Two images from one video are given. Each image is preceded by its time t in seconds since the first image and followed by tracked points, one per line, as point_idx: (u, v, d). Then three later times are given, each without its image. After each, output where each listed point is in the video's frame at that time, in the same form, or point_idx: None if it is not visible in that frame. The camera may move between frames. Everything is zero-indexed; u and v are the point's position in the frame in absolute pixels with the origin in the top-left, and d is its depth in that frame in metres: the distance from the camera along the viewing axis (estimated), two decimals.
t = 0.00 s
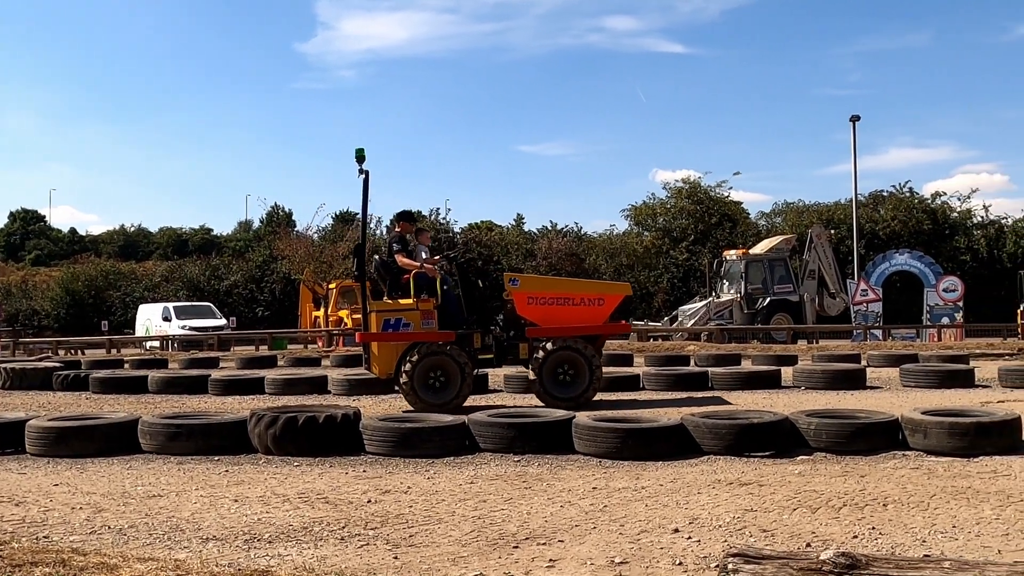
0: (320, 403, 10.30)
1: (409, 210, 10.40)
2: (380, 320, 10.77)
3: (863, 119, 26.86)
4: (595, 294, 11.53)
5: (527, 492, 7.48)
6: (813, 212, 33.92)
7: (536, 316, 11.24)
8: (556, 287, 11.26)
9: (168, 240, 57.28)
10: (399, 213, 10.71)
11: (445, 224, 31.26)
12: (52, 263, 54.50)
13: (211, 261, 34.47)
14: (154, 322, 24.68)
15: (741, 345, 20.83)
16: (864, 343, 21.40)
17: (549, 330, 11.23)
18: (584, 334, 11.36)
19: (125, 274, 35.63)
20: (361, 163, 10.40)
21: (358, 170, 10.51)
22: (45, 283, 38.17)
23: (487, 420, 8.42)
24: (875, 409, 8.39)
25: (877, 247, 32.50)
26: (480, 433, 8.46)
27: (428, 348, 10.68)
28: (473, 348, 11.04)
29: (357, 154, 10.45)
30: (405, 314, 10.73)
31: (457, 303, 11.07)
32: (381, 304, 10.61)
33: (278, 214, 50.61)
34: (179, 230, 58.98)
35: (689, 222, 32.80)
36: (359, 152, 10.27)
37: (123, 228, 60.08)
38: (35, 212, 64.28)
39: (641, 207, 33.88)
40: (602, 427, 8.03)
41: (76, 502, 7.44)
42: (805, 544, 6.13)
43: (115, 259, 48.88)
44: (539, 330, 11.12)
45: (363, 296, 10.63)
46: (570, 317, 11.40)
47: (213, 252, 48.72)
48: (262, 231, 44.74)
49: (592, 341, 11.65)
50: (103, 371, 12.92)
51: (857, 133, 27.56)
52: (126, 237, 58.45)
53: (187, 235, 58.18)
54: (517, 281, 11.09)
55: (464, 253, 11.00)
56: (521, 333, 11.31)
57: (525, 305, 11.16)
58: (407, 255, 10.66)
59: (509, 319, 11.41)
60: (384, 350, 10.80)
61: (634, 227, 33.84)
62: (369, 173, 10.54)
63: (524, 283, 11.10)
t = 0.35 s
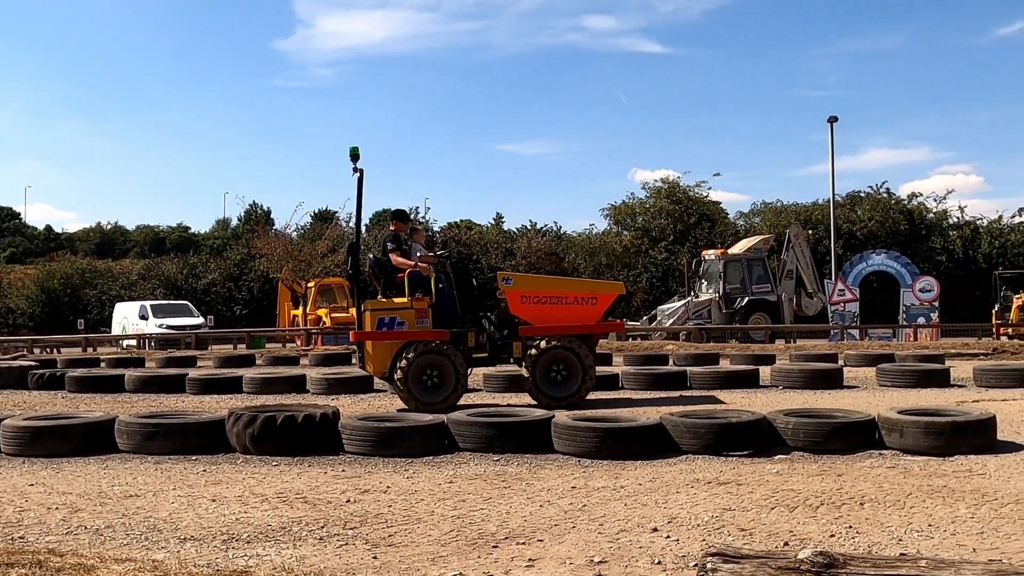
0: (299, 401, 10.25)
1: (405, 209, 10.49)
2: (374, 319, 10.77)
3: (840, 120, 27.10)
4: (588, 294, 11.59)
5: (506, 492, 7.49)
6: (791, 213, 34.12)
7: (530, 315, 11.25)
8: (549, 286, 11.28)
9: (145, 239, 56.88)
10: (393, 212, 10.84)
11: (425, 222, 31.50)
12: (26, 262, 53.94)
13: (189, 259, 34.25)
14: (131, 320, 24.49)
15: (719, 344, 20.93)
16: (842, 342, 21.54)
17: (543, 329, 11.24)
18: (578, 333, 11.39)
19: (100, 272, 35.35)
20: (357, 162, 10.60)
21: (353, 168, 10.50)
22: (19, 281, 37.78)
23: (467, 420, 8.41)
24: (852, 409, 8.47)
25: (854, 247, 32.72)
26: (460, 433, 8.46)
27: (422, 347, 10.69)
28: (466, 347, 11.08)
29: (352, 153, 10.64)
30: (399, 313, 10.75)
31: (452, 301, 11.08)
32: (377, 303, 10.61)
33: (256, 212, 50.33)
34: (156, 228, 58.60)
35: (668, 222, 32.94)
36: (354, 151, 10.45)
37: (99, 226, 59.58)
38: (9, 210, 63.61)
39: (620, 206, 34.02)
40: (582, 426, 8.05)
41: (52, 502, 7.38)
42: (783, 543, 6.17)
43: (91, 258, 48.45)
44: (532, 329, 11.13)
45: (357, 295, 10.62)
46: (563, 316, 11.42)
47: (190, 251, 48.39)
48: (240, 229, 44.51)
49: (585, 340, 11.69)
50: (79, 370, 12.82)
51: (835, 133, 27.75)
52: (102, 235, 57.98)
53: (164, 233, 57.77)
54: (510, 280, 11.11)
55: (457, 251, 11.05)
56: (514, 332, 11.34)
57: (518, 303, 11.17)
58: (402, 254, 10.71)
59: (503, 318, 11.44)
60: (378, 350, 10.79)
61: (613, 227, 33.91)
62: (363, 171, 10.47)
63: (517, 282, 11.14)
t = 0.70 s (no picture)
0: (267, 400, 10.18)
1: (392, 209, 10.53)
2: (359, 319, 10.71)
3: (810, 122, 27.33)
4: (572, 294, 11.63)
5: (476, 492, 7.49)
6: (760, 215, 34.41)
7: (514, 315, 11.28)
8: (533, 286, 11.29)
9: (112, 236, 56.31)
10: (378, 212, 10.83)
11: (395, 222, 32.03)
12: None
13: (156, 256, 33.93)
14: (97, 317, 24.21)
15: (688, 345, 21.04)
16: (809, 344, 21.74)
17: (528, 328, 11.27)
18: (563, 333, 11.45)
19: (66, 270, 34.91)
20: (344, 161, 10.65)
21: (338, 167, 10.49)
22: None
23: (436, 420, 8.40)
24: (820, 409, 8.55)
25: (823, 249, 33.13)
26: (429, 433, 8.44)
27: (408, 347, 10.66)
28: (451, 346, 11.11)
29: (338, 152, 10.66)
30: (384, 312, 10.70)
31: (437, 301, 11.04)
32: (362, 302, 10.55)
33: (225, 210, 49.96)
34: (124, 225, 58.05)
35: (638, 222, 33.25)
36: (340, 150, 10.52)
37: (64, 223, 58.88)
38: None
39: (592, 207, 34.31)
40: (551, 426, 8.07)
41: (16, 503, 7.28)
42: (751, 543, 6.22)
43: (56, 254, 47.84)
44: (517, 328, 11.17)
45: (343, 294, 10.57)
46: (548, 316, 11.47)
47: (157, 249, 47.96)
48: (209, 227, 44.16)
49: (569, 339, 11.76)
50: (44, 368, 12.65)
51: (804, 135, 28.00)
52: (68, 232, 57.30)
53: (132, 230, 57.21)
54: (495, 280, 11.10)
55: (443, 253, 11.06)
56: (499, 332, 11.36)
57: (504, 303, 11.17)
58: (387, 254, 10.68)
59: (488, 318, 11.44)
60: (363, 349, 10.74)
61: (583, 227, 34.21)
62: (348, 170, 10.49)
63: (502, 281, 11.12)
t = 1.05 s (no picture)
0: (233, 400, 10.09)
1: (374, 208, 10.48)
2: (340, 319, 10.73)
3: (776, 125, 27.54)
4: (554, 294, 11.69)
5: (442, 493, 7.48)
6: (727, 216, 34.63)
7: (496, 315, 11.33)
8: (515, 287, 11.36)
9: (75, 234, 55.57)
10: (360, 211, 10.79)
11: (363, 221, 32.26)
12: None
13: (120, 255, 33.53)
14: (60, 317, 23.88)
15: (655, 345, 21.15)
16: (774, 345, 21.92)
17: (509, 329, 11.33)
18: (544, 333, 11.51)
19: (28, 270, 34.41)
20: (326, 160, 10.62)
21: (320, 166, 10.49)
22: None
23: (403, 421, 8.38)
24: (785, 410, 8.62)
25: (788, 250, 33.52)
26: (396, 433, 8.42)
27: (389, 347, 10.66)
28: (433, 346, 11.01)
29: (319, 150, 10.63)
30: (366, 312, 10.72)
31: (418, 301, 11.01)
32: (344, 303, 10.54)
33: (190, 208, 49.48)
34: (88, 223, 57.34)
35: (606, 223, 33.45)
36: (321, 149, 10.52)
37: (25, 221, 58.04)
38: None
39: (559, 207, 34.50)
40: (518, 426, 8.08)
41: None
42: (716, 543, 6.26)
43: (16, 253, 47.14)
44: (499, 328, 11.21)
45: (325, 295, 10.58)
46: (530, 316, 11.52)
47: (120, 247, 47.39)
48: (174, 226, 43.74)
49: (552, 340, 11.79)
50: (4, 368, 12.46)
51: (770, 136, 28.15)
52: (29, 230, 56.53)
53: (95, 228, 56.53)
54: (477, 280, 11.18)
55: (425, 253, 11.05)
56: (481, 332, 11.31)
57: (486, 303, 11.24)
58: (369, 254, 10.67)
59: (470, 318, 11.41)
60: (345, 349, 10.76)
61: (551, 228, 34.36)
62: (330, 169, 10.47)
63: (484, 281, 11.20)
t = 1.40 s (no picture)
0: (191, 400, 9.97)
1: (350, 208, 10.51)
2: (316, 319, 10.73)
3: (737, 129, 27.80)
4: (530, 294, 11.60)
5: (403, 494, 7.45)
6: (688, 219, 34.84)
7: (471, 315, 11.29)
8: (490, 287, 11.30)
9: (29, 230, 54.63)
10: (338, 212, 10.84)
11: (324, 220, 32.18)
12: None
13: (77, 253, 33.03)
14: (14, 315, 23.44)
15: (617, 347, 21.23)
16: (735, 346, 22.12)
17: (484, 330, 11.31)
18: (519, 334, 11.45)
19: None
20: (303, 161, 10.76)
21: (296, 165, 10.53)
22: None
23: (363, 422, 8.34)
24: (744, 412, 8.69)
25: (749, 253, 33.84)
26: (356, 434, 8.38)
27: (365, 347, 10.64)
28: (409, 346, 11.01)
29: (297, 151, 10.79)
30: (342, 313, 10.70)
31: (395, 301, 11.03)
32: (319, 303, 10.56)
33: (149, 206, 48.87)
34: (42, 220, 56.42)
35: (568, 224, 33.54)
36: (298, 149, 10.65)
37: None
38: None
39: (522, 208, 34.49)
40: (479, 427, 8.06)
41: None
42: (675, 545, 6.30)
43: None
44: (473, 330, 11.20)
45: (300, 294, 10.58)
46: (505, 317, 11.46)
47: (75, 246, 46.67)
48: (132, 224, 43.15)
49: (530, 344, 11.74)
50: None
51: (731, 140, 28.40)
52: None
53: (51, 224, 55.67)
54: (452, 280, 11.13)
55: (403, 253, 10.92)
56: (456, 332, 11.31)
57: (460, 303, 11.20)
58: (345, 254, 10.69)
59: (446, 318, 11.40)
60: (320, 349, 10.75)
61: (513, 229, 34.35)
62: (306, 168, 10.52)
63: (459, 282, 11.15)
